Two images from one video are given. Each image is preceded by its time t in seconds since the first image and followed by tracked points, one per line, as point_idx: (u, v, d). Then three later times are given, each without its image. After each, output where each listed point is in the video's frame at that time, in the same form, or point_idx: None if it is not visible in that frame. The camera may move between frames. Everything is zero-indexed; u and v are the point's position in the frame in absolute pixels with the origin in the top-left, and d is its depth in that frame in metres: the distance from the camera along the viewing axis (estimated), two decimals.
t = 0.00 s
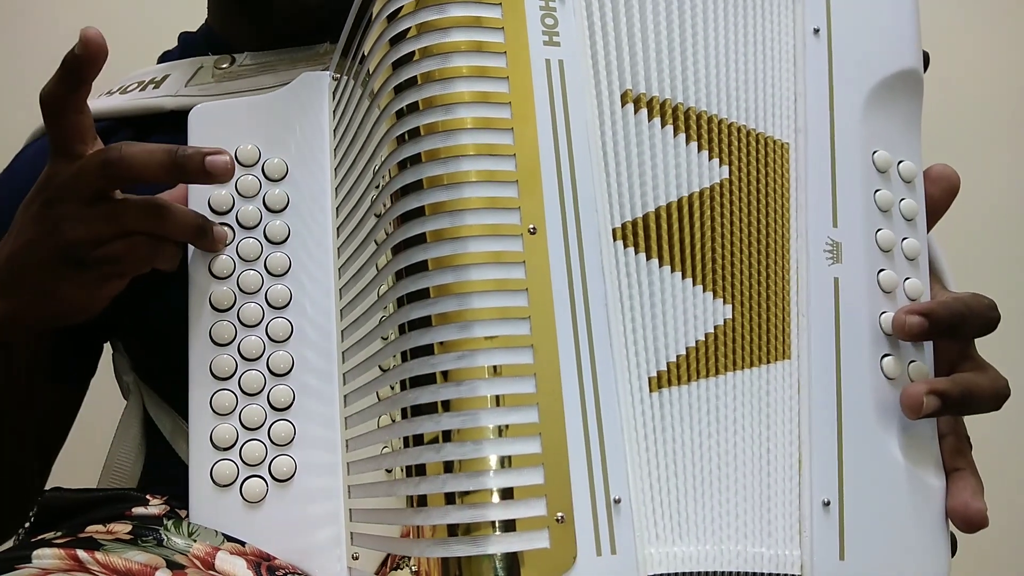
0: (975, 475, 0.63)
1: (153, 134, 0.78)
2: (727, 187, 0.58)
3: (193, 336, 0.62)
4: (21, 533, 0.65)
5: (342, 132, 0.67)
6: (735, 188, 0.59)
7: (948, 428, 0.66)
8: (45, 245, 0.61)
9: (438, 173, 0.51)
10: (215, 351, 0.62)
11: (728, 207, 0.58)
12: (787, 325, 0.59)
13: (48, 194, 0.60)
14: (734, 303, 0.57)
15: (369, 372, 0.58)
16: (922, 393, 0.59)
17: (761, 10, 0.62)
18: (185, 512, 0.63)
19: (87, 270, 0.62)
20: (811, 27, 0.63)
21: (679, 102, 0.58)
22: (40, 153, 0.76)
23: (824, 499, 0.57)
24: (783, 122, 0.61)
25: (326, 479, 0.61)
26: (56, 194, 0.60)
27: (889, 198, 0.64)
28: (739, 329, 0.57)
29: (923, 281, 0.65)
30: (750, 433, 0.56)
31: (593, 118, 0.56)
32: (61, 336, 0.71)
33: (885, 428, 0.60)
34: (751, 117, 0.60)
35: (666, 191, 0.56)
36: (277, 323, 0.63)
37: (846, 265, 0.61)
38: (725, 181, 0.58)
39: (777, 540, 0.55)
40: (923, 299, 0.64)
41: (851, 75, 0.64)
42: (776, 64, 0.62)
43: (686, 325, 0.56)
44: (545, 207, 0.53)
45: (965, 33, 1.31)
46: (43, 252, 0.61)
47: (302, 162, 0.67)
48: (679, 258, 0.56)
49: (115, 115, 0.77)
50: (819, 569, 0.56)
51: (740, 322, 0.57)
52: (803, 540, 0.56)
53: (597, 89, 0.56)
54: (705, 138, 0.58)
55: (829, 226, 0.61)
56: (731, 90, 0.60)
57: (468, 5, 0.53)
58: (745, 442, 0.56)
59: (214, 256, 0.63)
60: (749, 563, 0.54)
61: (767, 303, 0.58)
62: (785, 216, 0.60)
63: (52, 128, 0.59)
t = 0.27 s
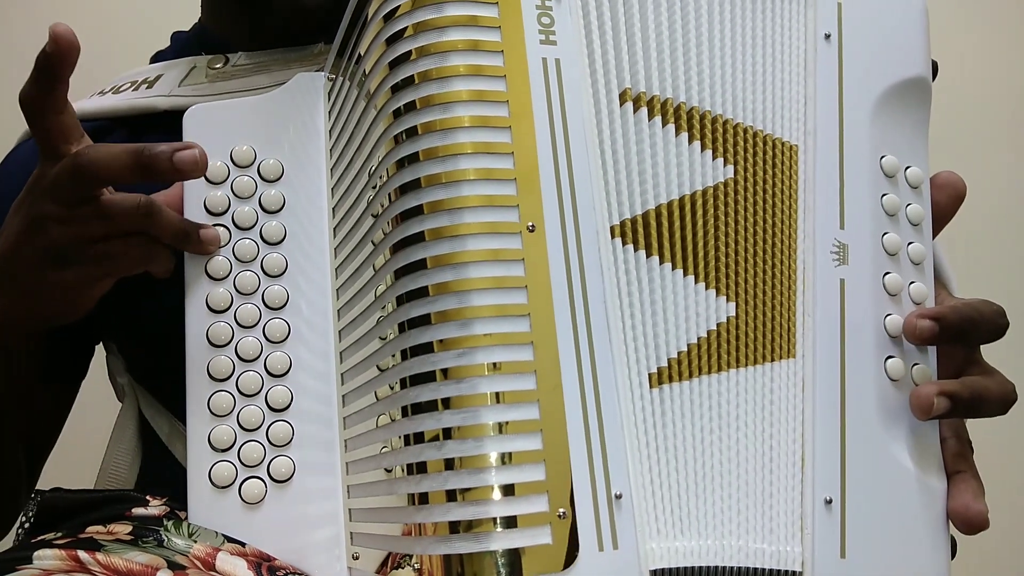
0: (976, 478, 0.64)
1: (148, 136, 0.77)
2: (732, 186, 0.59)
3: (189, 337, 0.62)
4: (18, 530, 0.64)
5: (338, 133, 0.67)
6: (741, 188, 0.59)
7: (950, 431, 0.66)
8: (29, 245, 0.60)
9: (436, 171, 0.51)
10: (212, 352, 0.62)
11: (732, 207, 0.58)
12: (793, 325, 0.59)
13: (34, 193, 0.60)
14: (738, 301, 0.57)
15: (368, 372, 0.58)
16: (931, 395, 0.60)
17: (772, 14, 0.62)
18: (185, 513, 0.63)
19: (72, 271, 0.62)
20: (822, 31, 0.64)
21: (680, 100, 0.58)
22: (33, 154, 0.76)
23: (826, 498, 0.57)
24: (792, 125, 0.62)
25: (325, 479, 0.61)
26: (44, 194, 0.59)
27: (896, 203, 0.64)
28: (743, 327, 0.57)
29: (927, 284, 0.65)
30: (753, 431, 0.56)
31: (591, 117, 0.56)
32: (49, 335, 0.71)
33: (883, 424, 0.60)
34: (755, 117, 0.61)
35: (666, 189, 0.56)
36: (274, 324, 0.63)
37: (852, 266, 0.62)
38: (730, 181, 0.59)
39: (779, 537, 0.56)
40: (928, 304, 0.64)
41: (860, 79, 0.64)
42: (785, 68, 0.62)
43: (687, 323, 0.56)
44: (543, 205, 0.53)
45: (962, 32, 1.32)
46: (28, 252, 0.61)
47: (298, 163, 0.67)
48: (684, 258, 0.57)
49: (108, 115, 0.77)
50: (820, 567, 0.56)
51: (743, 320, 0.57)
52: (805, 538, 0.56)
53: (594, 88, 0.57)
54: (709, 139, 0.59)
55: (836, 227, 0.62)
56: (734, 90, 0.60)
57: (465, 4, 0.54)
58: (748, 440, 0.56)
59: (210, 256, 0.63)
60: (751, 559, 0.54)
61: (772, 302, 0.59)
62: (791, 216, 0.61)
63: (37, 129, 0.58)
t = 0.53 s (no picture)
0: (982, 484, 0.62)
1: (148, 137, 0.78)
2: (739, 186, 0.58)
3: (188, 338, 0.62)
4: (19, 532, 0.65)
5: (338, 133, 0.67)
6: (748, 188, 0.59)
7: (960, 435, 0.65)
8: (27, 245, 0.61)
9: (437, 169, 0.52)
10: (212, 352, 0.62)
11: (739, 207, 0.58)
12: (801, 326, 0.59)
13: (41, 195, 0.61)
14: (744, 300, 0.57)
15: (367, 371, 0.58)
16: (947, 387, 0.60)
17: (784, 18, 0.63)
18: (184, 514, 0.62)
19: (63, 275, 0.62)
20: (836, 36, 0.64)
21: (685, 99, 0.58)
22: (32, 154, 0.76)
23: (830, 499, 0.57)
24: (802, 125, 0.62)
25: (325, 478, 0.61)
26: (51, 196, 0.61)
27: (907, 207, 0.63)
28: (749, 326, 0.57)
29: (937, 289, 0.64)
30: (758, 430, 0.56)
31: (591, 115, 0.56)
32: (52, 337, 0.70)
33: (887, 422, 0.59)
34: (765, 117, 0.60)
35: (669, 187, 0.57)
36: (273, 324, 0.63)
37: (862, 269, 0.61)
38: (738, 181, 0.58)
39: (782, 537, 0.55)
40: (937, 309, 0.64)
41: (871, 83, 0.64)
42: (795, 71, 0.62)
43: (690, 321, 0.56)
44: (543, 203, 0.54)
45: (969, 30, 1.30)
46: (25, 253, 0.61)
47: (298, 163, 0.67)
48: (691, 257, 0.57)
49: (107, 116, 0.77)
50: (822, 568, 0.56)
51: (749, 320, 0.57)
52: (808, 538, 0.56)
53: (595, 87, 0.57)
54: (715, 138, 0.58)
55: (846, 230, 0.61)
56: (740, 89, 0.60)
57: (465, 3, 0.54)
58: (752, 438, 0.56)
59: (210, 257, 0.63)
60: (753, 558, 0.54)
61: (779, 303, 0.59)
62: (799, 216, 0.60)
63: (57, 129, 0.58)
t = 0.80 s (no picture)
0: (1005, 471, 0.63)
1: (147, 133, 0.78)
2: (740, 182, 0.59)
3: (188, 334, 0.62)
4: (16, 531, 0.62)
5: (338, 130, 0.67)
6: (751, 183, 0.59)
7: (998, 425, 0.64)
8: (31, 229, 0.62)
9: (440, 162, 0.52)
10: (212, 348, 0.62)
11: (741, 202, 0.59)
12: (811, 322, 0.59)
13: (49, 181, 0.61)
14: (747, 293, 0.58)
15: (367, 367, 0.59)
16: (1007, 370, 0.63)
17: (793, 19, 0.63)
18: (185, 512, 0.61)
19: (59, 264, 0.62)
20: (847, 39, 0.64)
21: (686, 96, 0.58)
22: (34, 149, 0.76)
23: (841, 492, 0.56)
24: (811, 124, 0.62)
25: (325, 474, 0.61)
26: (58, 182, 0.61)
27: (915, 207, 0.63)
28: (751, 320, 0.57)
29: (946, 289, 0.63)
30: (762, 422, 0.56)
31: (592, 112, 0.57)
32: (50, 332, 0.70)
33: (898, 415, 0.59)
34: (771, 116, 0.61)
35: (671, 182, 0.57)
36: (274, 320, 0.63)
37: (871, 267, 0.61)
38: (739, 176, 0.59)
39: (789, 529, 0.55)
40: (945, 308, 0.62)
41: (880, 81, 0.64)
42: (802, 71, 0.62)
43: (690, 313, 0.56)
44: (546, 196, 0.54)
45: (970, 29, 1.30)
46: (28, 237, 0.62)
47: (298, 160, 0.67)
48: (693, 251, 0.57)
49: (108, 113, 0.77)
50: (835, 560, 0.55)
51: (752, 313, 0.57)
52: (820, 531, 0.55)
53: (597, 83, 0.57)
54: (718, 135, 0.59)
55: (856, 229, 0.61)
56: (743, 87, 0.60)
57: None
58: (756, 430, 0.56)
59: (209, 254, 0.63)
60: (758, 548, 0.54)
61: (786, 298, 0.58)
62: (807, 211, 0.60)
63: (70, 119, 0.59)
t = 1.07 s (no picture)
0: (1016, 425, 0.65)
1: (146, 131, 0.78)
2: (732, 175, 0.58)
3: (187, 334, 0.62)
4: (17, 531, 0.62)
5: (335, 130, 0.67)
6: (742, 175, 0.58)
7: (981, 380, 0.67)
8: (33, 210, 0.60)
9: (434, 159, 0.52)
10: (211, 349, 0.62)
11: (734, 196, 0.58)
12: (819, 316, 0.57)
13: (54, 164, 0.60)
14: (738, 286, 0.57)
15: (365, 364, 0.59)
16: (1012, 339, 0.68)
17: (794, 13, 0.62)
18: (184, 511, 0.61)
19: (61, 249, 0.61)
20: (846, 32, 0.62)
21: (675, 90, 0.58)
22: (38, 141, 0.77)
23: (861, 485, 0.55)
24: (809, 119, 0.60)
25: (323, 473, 0.60)
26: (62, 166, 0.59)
27: (918, 198, 0.62)
28: (747, 314, 0.57)
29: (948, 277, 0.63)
30: (759, 416, 0.56)
31: (587, 108, 0.57)
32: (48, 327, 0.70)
33: (907, 410, 0.58)
34: (766, 111, 0.60)
35: (663, 176, 0.57)
36: (272, 320, 0.63)
37: (879, 259, 0.60)
38: (730, 170, 0.58)
39: (800, 523, 0.54)
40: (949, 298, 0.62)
41: (880, 75, 0.63)
42: (807, 66, 0.61)
43: (686, 307, 0.56)
44: (540, 193, 0.54)
45: (973, 22, 1.28)
46: (29, 219, 0.60)
47: (295, 160, 0.67)
48: (685, 245, 0.57)
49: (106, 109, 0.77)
50: (858, 554, 0.54)
51: (746, 307, 0.57)
52: (842, 523, 0.54)
53: (590, 78, 0.57)
54: (707, 128, 0.58)
55: (863, 221, 0.60)
56: (737, 81, 0.60)
57: None
58: (753, 425, 0.55)
59: (206, 255, 0.63)
60: (757, 543, 0.54)
61: (788, 292, 0.57)
62: (813, 201, 0.59)
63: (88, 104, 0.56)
